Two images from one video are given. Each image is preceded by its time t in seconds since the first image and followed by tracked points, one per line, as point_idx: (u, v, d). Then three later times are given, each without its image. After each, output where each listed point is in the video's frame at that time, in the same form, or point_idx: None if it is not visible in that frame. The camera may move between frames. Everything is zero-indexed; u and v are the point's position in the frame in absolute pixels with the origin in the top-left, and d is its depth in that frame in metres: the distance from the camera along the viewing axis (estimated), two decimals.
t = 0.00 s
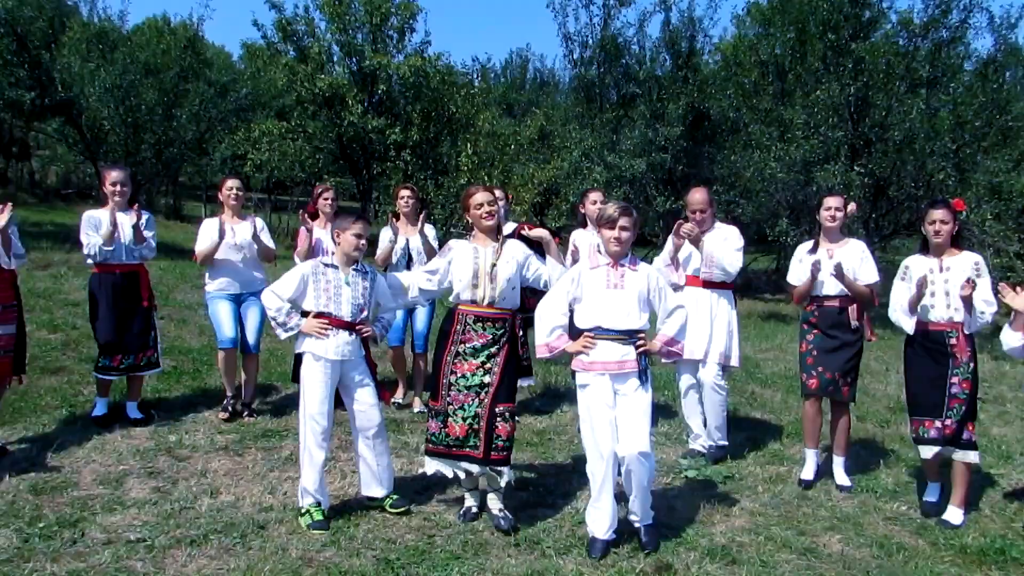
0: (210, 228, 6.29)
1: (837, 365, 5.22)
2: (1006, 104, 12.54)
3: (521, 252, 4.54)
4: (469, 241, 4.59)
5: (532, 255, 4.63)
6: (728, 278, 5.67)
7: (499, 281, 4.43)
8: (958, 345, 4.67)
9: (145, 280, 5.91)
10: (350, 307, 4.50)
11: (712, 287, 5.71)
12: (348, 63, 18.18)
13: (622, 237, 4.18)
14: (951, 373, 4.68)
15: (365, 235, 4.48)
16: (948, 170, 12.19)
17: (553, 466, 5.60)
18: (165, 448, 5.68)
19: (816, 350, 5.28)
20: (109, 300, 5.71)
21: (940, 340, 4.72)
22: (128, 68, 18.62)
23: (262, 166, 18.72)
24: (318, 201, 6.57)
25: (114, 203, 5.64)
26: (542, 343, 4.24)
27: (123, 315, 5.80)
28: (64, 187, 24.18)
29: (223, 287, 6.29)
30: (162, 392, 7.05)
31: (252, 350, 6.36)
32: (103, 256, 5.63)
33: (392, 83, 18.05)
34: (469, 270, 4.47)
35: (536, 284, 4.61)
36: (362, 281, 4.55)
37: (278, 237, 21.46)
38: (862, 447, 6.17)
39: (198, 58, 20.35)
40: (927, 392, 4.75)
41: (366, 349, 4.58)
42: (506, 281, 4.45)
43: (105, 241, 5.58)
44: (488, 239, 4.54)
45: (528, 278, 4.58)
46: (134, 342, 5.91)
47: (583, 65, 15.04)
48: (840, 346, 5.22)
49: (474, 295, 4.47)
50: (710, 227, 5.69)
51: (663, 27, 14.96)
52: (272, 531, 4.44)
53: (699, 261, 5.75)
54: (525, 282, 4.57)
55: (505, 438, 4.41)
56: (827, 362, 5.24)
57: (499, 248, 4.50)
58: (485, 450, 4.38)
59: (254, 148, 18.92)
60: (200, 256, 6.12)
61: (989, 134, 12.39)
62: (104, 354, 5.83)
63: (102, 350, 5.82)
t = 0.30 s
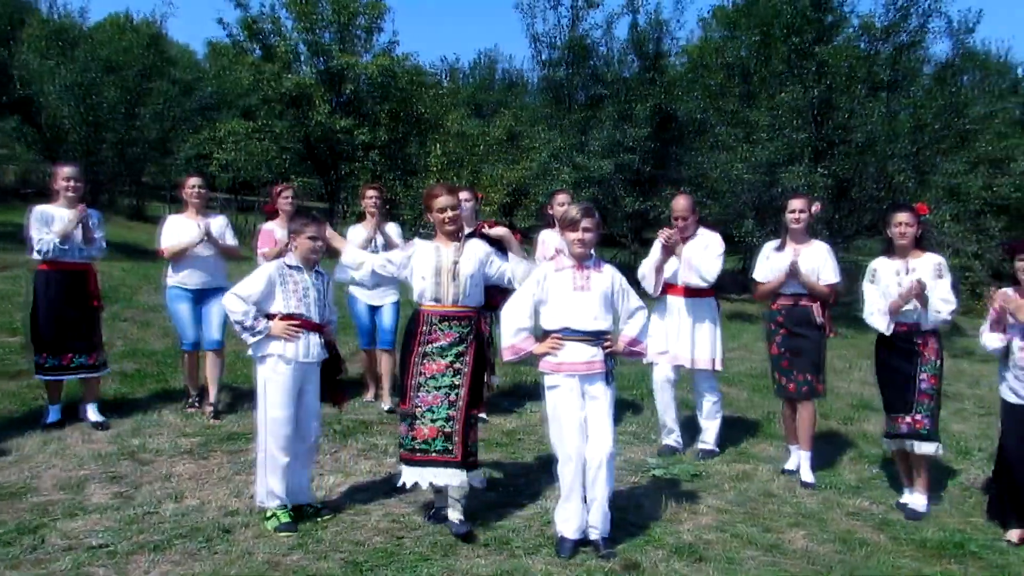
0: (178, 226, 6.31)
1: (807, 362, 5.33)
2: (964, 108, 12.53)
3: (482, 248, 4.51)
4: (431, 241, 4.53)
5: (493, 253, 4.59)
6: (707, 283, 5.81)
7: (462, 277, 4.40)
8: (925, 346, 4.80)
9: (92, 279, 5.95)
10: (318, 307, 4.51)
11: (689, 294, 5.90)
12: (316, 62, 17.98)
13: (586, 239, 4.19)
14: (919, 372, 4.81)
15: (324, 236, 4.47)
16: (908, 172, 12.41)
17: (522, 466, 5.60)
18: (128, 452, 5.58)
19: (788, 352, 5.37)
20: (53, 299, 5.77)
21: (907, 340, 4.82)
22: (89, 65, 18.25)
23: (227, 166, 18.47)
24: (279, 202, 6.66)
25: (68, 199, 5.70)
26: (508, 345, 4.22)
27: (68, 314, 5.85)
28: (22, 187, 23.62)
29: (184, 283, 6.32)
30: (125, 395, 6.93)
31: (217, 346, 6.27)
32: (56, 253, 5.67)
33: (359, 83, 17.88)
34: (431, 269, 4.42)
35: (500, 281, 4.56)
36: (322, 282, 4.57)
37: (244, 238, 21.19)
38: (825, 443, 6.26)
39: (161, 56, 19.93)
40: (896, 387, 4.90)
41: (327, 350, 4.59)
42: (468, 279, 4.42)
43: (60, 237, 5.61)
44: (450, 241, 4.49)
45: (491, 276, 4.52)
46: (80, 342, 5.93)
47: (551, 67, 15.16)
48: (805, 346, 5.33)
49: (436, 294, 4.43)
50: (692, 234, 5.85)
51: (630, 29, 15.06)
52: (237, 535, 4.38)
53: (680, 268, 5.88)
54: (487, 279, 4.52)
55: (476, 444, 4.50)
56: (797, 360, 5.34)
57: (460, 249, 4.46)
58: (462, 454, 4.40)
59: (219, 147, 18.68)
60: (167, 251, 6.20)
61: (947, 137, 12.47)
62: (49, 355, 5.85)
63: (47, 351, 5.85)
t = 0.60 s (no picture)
0: (139, 220, 6.23)
1: (775, 361, 5.40)
2: (926, 110, 12.71)
3: (456, 248, 4.51)
4: (405, 240, 4.55)
5: (468, 252, 4.61)
6: (684, 282, 5.89)
7: (433, 276, 4.40)
8: (896, 341, 4.93)
9: (49, 278, 5.91)
10: (289, 310, 4.43)
11: (668, 293, 5.96)
12: (285, 60, 17.66)
13: (556, 236, 4.24)
14: (889, 368, 4.95)
15: (291, 233, 4.39)
16: (872, 173, 12.63)
17: (492, 466, 5.60)
18: (90, 456, 5.48)
19: (759, 348, 5.43)
20: (10, 296, 5.69)
21: (879, 336, 4.98)
22: (51, 63, 17.73)
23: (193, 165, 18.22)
24: (245, 199, 6.64)
25: (20, 197, 5.64)
26: (489, 341, 4.27)
27: (21, 312, 5.78)
28: None
29: (149, 275, 6.30)
30: (88, 397, 6.80)
31: (181, 339, 6.45)
32: (7, 251, 5.59)
33: (329, 82, 17.62)
34: (403, 268, 4.43)
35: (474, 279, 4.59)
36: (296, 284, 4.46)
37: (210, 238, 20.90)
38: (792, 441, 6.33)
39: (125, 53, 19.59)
40: (867, 384, 5.03)
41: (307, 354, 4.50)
42: (440, 278, 4.42)
43: (8, 236, 5.53)
44: (422, 240, 4.49)
45: (466, 275, 4.56)
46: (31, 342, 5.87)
47: (522, 67, 15.28)
48: (778, 342, 5.40)
49: (408, 294, 4.43)
50: (672, 234, 5.90)
51: (600, 30, 15.12)
52: (203, 539, 4.32)
53: (658, 267, 5.98)
54: (462, 279, 4.54)
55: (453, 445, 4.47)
56: (767, 358, 5.41)
57: (432, 246, 4.46)
58: (435, 456, 4.41)
59: (184, 146, 18.43)
60: (129, 246, 6.14)
61: (909, 139, 12.65)
62: None
63: None
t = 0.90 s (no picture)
0: (105, 222, 6.20)
1: (745, 360, 5.48)
2: (884, 113, 13.09)
3: (437, 252, 4.46)
4: (388, 245, 4.55)
5: (449, 256, 4.55)
6: (652, 283, 5.97)
7: (415, 284, 4.38)
8: (868, 336, 5.06)
9: (14, 280, 5.79)
10: (271, 314, 4.41)
11: (634, 292, 6.02)
12: (248, 59, 17.29)
13: (534, 241, 4.26)
14: (860, 361, 5.08)
15: (272, 236, 4.38)
16: (834, 174, 12.84)
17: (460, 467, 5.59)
18: (49, 462, 5.36)
19: (727, 347, 5.53)
20: None
21: (852, 333, 5.09)
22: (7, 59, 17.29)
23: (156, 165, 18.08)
24: (211, 201, 6.55)
25: None
26: (489, 345, 4.37)
27: None
28: None
29: (115, 276, 6.23)
30: (47, 402, 6.65)
31: (148, 339, 6.41)
32: None
33: (293, 81, 17.17)
34: (383, 278, 4.42)
35: (456, 283, 4.55)
36: (281, 287, 4.43)
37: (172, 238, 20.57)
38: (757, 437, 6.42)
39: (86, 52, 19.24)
40: (840, 377, 5.15)
41: (292, 356, 4.41)
42: (422, 283, 4.39)
43: None
44: (403, 245, 4.49)
45: (448, 278, 4.51)
46: None
47: (489, 67, 15.25)
48: (750, 341, 5.49)
49: (391, 301, 4.42)
50: (638, 236, 5.99)
51: (567, 31, 15.17)
52: (167, 545, 4.25)
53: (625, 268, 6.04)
54: (445, 283, 4.51)
55: (447, 443, 4.54)
56: (737, 356, 5.49)
57: (414, 250, 4.45)
58: (413, 451, 4.38)
59: (147, 146, 18.55)
60: (95, 246, 6.09)
61: (869, 141, 13.01)
62: None
63: None
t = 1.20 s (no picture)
0: (68, 222, 6.10)
1: (716, 360, 5.52)
2: (849, 115, 13.29)
3: (411, 250, 4.45)
4: (361, 244, 4.50)
5: (423, 252, 4.58)
6: (616, 277, 5.96)
7: (389, 281, 4.35)
8: (834, 334, 5.15)
9: None
10: (242, 312, 4.40)
11: (600, 289, 6.06)
12: (214, 57, 16.88)
13: (508, 240, 4.27)
14: (827, 360, 5.16)
15: (245, 233, 4.37)
16: (800, 175, 13.02)
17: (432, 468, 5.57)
18: (9, 468, 5.24)
19: (699, 347, 5.56)
20: None
21: (818, 331, 5.18)
22: None
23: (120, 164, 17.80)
24: (176, 200, 6.42)
25: None
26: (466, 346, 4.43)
27: None
28: None
29: (78, 277, 6.11)
30: (7, 407, 6.51)
31: (110, 342, 6.29)
32: None
33: (261, 80, 16.93)
34: (357, 274, 4.38)
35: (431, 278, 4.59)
36: (254, 284, 4.41)
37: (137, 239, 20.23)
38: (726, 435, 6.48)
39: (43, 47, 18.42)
40: (809, 373, 5.20)
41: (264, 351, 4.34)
42: (395, 282, 4.36)
43: None
44: (377, 241, 4.45)
45: (422, 275, 4.54)
46: None
47: (459, 68, 15.21)
48: (722, 340, 5.53)
49: (366, 299, 4.38)
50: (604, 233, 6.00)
51: (537, 32, 15.17)
52: (133, 552, 4.18)
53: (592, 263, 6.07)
54: (419, 279, 4.54)
55: (430, 442, 4.51)
56: (708, 356, 5.53)
57: (387, 249, 4.41)
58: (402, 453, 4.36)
59: (110, 146, 18.22)
60: (60, 247, 6.01)
61: (834, 142, 13.20)
62: None
63: None
